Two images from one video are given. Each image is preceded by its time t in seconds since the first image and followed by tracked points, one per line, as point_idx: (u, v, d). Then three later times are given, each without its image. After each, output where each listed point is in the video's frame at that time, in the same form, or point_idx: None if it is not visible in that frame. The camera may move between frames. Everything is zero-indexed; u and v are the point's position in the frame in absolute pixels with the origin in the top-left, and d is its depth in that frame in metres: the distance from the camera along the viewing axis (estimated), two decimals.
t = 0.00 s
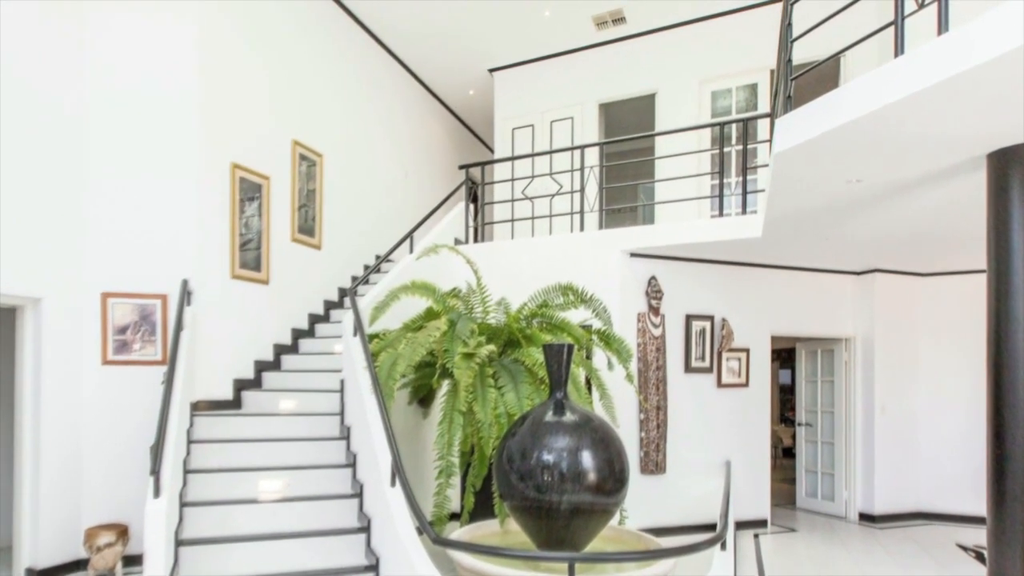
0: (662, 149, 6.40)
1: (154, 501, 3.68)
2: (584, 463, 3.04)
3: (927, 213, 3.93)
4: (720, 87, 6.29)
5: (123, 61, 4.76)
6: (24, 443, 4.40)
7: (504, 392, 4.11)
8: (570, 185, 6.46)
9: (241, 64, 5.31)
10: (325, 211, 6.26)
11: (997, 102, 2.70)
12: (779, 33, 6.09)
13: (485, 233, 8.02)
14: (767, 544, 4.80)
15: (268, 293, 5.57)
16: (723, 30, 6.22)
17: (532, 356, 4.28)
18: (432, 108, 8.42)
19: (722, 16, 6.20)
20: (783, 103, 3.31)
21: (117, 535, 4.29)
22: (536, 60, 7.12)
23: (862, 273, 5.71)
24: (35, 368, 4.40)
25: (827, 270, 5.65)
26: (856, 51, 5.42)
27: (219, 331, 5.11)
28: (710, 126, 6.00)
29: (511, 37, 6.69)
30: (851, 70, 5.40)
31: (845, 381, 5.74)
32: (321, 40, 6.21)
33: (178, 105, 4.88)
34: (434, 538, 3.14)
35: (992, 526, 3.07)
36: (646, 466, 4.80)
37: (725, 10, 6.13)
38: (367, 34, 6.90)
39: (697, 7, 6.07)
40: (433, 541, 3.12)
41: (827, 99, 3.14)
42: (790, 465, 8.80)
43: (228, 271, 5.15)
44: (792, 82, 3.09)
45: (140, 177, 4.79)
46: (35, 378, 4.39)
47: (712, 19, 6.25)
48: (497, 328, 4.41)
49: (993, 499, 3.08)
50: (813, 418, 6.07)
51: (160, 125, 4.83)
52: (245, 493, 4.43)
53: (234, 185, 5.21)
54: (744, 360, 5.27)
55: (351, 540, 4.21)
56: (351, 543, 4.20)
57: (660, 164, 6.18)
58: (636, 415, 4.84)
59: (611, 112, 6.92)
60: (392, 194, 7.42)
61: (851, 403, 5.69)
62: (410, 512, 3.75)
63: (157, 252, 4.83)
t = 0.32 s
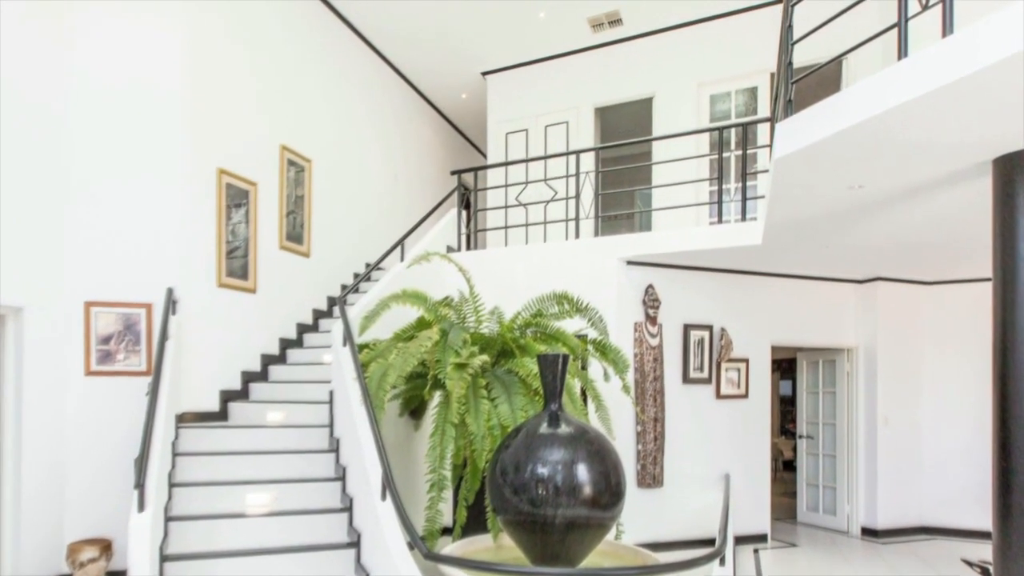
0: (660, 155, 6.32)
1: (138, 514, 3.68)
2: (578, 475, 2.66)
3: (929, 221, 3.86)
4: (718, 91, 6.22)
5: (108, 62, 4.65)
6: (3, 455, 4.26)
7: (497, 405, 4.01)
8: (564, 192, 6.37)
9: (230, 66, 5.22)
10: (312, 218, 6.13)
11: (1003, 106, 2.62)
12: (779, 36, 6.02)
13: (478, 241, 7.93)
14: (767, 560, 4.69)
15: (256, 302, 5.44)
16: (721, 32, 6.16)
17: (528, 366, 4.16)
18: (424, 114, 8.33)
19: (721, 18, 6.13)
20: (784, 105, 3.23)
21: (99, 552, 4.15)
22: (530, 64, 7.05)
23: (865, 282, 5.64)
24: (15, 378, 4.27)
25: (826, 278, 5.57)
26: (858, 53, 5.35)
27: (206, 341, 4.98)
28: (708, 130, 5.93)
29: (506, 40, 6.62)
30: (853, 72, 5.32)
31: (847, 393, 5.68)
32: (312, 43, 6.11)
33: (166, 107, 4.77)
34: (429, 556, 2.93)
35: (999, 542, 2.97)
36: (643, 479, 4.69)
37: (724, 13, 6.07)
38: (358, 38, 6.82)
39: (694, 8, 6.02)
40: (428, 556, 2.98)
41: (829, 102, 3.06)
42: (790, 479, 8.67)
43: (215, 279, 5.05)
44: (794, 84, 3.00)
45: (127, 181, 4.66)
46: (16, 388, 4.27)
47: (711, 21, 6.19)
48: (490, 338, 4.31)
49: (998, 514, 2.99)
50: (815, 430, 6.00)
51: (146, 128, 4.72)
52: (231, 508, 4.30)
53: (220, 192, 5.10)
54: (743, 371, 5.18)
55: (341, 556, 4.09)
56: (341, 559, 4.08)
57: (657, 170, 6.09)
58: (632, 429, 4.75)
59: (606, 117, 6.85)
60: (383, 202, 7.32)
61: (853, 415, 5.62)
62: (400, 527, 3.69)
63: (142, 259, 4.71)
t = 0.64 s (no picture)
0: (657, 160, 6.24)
1: (122, 529, 3.64)
2: (576, 491, 2.06)
3: (933, 227, 3.78)
4: (716, 95, 6.15)
5: (90, 63, 4.54)
6: None
7: (490, 417, 3.91)
8: (559, 198, 6.28)
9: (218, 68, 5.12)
10: (301, 225, 6.02)
11: (1008, 110, 2.54)
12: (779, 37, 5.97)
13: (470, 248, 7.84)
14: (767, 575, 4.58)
15: (244, 310, 5.32)
16: (720, 35, 6.09)
17: (521, 377, 4.05)
18: (416, 121, 8.25)
19: (719, 20, 6.07)
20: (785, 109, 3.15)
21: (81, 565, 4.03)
22: (526, 68, 6.98)
23: (864, 289, 5.56)
24: None
25: (826, 286, 5.49)
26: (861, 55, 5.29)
27: (193, 351, 4.85)
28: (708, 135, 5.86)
29: (500, 43, 6.55)
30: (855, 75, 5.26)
31: (849, 405, 5.59)
32: (302, 47, 6.02)
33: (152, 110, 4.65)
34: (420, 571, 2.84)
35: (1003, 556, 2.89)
36: (639, 493, 4.61)
37: (722, 14, 6.02)
38: (349, 41, 6.74)
39: (691, 10, 5.97)
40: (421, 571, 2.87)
41: (830, 107, 2.98)
42: (791, 492, 8.54)
43: (202, 288, 4.90)
44: (794, 87, 2.91)
45: (110, 187, 4.55)
46: None
47: (711, 23, 6.12)
48: (483, 348, 4.21)
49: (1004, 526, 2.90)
50: (816, 443, 5.88)
51: (131, 132, 4.61)
52: (217, 524, 4.17)
53: (206, 198, 4.94)
54: (742, 382, 5.08)
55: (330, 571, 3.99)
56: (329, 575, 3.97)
57: (654, 175, 6.01)
58: (629, 441, 4.66)
59: (602, 122, 6.78)
60: (374, 209, 7.23)
61: (855, 427, 5.55)
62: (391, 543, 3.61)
63: (128, 267, 4.58)
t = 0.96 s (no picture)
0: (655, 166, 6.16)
1: (104, 544, 3.50)
2: (572, 506, 1.87)
3: (937, 234, 3.70)
4: (716, 98, 6.09)
5: (74, 66, 4.45)
6: None
7: (483, 429, 3.80)
8: (554, 204, 6.20)
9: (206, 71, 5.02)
10: (289, 232, 5.91)
11: (1015, 113, 2.46)
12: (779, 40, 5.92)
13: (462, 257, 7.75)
14: None
15: (232, 319, 5.20)
16: (717, 38, 6.04)
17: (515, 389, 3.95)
18: (408, 128, 8.17)
19: (716, 22, 6.02)
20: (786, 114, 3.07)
21: None
22: (520, 73, 6.92)
23: (866, 297, 5.48)
24: None
25: (825, 294, 5.42)
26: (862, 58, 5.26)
27: (180, 361, 4.74)
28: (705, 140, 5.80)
29: (495, 46, 6.49)
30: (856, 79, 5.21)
31: (851, 417, 5.51)
32: (290, 51, 5.94)
33: (138, 115, 4.55)
34: None
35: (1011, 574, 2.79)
36: (636, 506, 4.52)
37: (718, 17, 5.97)
38: (340, 45, 6.66)
39: (687, 12, 5.93)
40: None
41: (832, 112, 2.91)
42: (791, 506, 8.42)
43: (188, 296, 4.79)
44: (795, 92, 2.84)
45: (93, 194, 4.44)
46: None
47: (708, 25, 6.07)
48: (476, 358, 4.10)
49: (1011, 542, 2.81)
50: (817, 455, 5.78)
51: (116, 137, 4.51)
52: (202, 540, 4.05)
53: (192, 205, 4.83)
54: (741, 394, 4.99)
55: None
56: None
57: (651, 182, 5.94)
58: (625, 454, 4.57)
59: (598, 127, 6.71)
60: (365, 216, 7.13)
61: (857, 439, 5.47)
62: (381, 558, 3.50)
63: (112, 275, 4.47)
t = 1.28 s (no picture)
0: (652, 171, 6.09)
1: (88, 558, 3.46)
2: (567, 520, 1.75)
3: (940, 241, 3.64)
4: (716, 101, 6.02)
5: (58, 67, 4.33)
6: None
7: (476, 442, 3.69)
8: (548, 211, 6.12)
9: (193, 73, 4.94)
10: (276, 240, 5.81)
11: None
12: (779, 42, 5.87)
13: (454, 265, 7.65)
14: None
15: (219, 328, 5.09)
16: (714, 41, 6.00)
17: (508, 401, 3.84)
18: (399, 134, 8.09)
19: (713, 25, 5.99)
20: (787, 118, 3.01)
21: None
22: (514, 77, 6.86)
23: (865, 305, 5.41)
24: None
25: (825, 302, 5.34)
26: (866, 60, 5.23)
27: (165, 372, 4.62)
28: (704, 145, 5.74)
29: (489, 49, 6.43)
30: (860, 82, 5.19)
31: (853, 429, 5.42)
32: (279, 55, 5.86)
33: (124, 120, 4.46)
34: None
35: None
36: (633, 521, 4.43)
37: (715, 18, 5.93)
38: (330, 48, 6.58)
39: (682, 15, 5.90)
40: None
41: (833, 115, 2.84)
42: (790, 520, 8.32)
43: (173, 305, 4.68)
44: (795, 96, 2.78)
45: (75, 200, 4.32)
46: None
47: (704, 28, 6.04)
48: (469, 369, 4.01)
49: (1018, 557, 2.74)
50: (818, 468, 5.70)
51: (101, 142, 4.40)
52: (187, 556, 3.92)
53: (177, 211, 4.73)
54: (740, 405, 4.90)
55: None
56: None
57: (648, 188, 5.87)
58: (622, 466, 4.49)
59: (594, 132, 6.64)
60: (355, 223, 7.03)
61: (860, 452, 5.37)
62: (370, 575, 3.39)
63: (95, 284, 4.35)
